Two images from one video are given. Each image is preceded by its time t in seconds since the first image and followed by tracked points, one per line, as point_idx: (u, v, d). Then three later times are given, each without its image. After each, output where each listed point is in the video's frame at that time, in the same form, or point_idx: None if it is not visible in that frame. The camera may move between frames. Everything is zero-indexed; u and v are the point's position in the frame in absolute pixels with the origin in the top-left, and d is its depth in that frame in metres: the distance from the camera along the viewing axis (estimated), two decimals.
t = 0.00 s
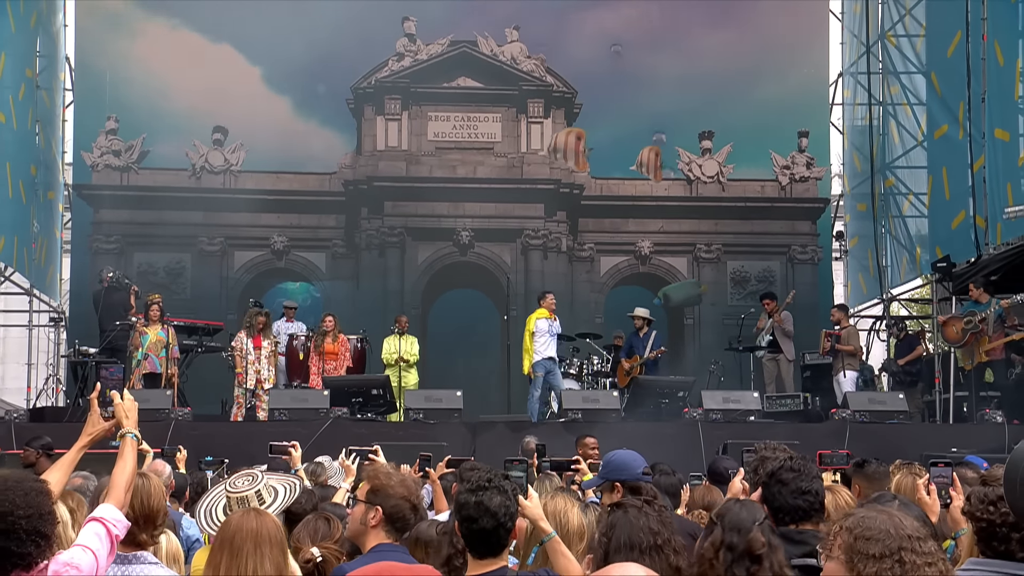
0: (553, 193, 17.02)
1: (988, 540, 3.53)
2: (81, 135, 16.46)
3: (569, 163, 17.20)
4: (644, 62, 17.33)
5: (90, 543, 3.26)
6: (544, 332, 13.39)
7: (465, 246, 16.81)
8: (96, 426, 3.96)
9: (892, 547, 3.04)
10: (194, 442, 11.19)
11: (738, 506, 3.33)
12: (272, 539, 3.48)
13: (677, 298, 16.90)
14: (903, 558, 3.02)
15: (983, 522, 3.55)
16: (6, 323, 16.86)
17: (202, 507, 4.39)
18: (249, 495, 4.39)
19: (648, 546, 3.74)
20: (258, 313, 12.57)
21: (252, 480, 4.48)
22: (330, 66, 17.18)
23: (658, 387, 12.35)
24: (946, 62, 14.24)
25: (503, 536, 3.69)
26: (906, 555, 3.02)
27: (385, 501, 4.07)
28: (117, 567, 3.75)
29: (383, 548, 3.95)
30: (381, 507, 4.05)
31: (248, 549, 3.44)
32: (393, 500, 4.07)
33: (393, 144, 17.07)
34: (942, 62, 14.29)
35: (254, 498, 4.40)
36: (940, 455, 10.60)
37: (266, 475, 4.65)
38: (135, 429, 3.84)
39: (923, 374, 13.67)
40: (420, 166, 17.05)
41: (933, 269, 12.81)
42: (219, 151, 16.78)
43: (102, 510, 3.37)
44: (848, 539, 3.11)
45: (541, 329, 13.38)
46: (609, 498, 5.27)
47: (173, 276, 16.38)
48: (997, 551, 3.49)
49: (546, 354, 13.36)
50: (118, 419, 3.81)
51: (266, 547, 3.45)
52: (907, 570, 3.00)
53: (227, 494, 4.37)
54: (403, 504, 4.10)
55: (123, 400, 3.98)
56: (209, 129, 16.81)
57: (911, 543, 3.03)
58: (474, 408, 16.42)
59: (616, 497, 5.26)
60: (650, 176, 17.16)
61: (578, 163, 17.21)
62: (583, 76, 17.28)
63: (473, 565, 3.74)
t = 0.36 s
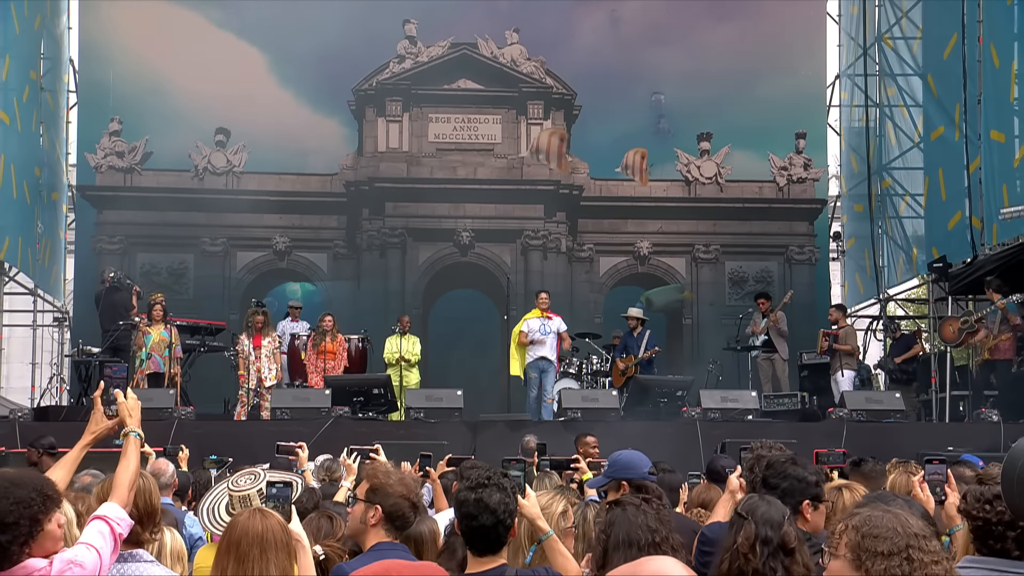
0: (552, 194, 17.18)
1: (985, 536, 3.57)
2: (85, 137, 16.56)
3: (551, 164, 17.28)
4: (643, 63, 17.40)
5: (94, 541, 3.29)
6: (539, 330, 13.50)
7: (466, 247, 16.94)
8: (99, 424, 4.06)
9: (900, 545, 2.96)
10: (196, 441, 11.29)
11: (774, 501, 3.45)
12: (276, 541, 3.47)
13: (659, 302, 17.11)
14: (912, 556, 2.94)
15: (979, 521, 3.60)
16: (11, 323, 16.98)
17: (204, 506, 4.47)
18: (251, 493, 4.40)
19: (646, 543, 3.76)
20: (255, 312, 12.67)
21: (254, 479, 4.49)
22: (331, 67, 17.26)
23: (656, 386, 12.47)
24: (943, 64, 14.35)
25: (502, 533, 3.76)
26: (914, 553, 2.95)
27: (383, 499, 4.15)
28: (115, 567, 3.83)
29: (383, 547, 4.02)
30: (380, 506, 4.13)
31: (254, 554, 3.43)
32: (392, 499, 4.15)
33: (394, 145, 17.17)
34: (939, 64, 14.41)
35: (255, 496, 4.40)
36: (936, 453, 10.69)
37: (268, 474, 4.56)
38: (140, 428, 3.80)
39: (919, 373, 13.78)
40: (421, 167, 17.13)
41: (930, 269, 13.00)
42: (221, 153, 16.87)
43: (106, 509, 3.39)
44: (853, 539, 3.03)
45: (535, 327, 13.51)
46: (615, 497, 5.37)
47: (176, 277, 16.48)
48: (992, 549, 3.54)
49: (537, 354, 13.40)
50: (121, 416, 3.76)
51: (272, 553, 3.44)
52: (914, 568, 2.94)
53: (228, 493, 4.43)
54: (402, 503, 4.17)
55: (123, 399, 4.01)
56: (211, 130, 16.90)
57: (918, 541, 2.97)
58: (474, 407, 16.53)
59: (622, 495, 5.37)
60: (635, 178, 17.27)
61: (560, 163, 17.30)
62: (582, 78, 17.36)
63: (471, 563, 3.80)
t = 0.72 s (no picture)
0: (552, 195, 17.32)
1: (979, 533, 3.64)
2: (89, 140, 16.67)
3: (547, 166, 17.40)
4: (643, 64, 17.52)
5: (95, 540, 3.47)
6: (534, 324, 13.70)
7: (466, 248, 17.06)
8: (104, 423, 4.16)
9: (897, 542, 3.00)
10: (199, 441, 11.39)
11: (772, 498, 3.60)
12: (279, 545, 3.52)
13: (658, 302, 17.25)
14: (910, 551, 2.98)
15: (974, 518, 3.66)
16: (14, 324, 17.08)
17: (207, 503, 4.39)
18: (255, 492, 4.32)
19: (644, 541, 3.78)
20: (257, 311, 12.77)
21: (257, 477, 4.41)
22: (332, 69, 17.36)
23: (655, 385, 12.59)
24: (939, 66, 14.49)
25: (502, 528, 3.87)
26: (911, 549, 2.98)
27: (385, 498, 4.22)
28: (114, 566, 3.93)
29: (386, 544, 4.13)
30: (381, 503, 4.21)
31: (257, 559, 3.48)
32: (394, 497, 4.23)
33: (395, 147, 17.28)
34: (935, 67, 14.55)
35: (258, 496, 4.32)
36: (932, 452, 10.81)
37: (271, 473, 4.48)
38: (143, 427, 3.95)
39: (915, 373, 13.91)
40: (422, 168, 17.26)
41: (926, 269, 13.10)
42: (224, 154, 17.00)
43: (109, 508, 3.59)
44: (852, 537, 3.07)
45: (531, 321, 13.72)
46: (633, 491, 5.47)
47: (179, 277, 16.61)
48: (988, 546, 3.60)
49: (534, 349, 13.59)
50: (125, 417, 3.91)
51: (275, 560, 3.49)
52: (913, 564, 2.96)
53: (231, 492, 4.35)
54: (403, 499, 4.25)
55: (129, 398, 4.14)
56: (214, 132, 17.02)
57: (914, 538, 3.01)
58: (474, 407, 16.66)
59: (639, 490, 5.47)
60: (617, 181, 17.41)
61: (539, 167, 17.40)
62: (582, 80, 17.48)
63: (470, 560, 3.89)
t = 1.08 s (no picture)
0: (552, 196, 17.46)
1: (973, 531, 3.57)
2: (93, 141, 16.80)
3: (546, 167, 17.52)
4: (642, 66, 17.63)
5: (95, 537, 3.50)
6: (526, 322, 13.70)
7: (467, 248, 17.18)
8: (107, 424, 4.22)
9: (890, 538, 2.93)
10: (201, 439, 11.48)
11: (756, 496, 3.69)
12: (279, 547, 3.58)
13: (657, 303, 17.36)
14: (904, 548, 2.90)
15: (970, 516, 3.59)
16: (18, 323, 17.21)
17: (210, 502, 4.47)
18: (256, 491, 4.44)
19: (643, 542, 3.86)
20: (260, 311, 12.83)
21: (259, 476, 4.53)
22: (334, 70, 17.47)
23: (654, 384, 12.70)
24: (935, 68, 14.63)
25: (491, 526, 3.82)
26: (905, 545, 2.91)
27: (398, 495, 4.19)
28: (116, 565, 3.93)
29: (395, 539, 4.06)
30: (393, 502, 4.20)
31: (258, 561, 3.54)
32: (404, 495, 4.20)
33: (396, 148, 17.39)
34: (931, 69, 14.69)
35: (260, 494, 4.43)
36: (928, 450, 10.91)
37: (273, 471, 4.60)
38: (145, 428, 3.96)
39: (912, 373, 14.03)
40: (423, 169, 17.39)
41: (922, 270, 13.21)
42: (227, 156, 17.10)
43: (109, 507, 3.63)
44: (846, 534, 2.99)
45: (523, 319, 13.72)
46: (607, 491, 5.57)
47: (182, 277, 16.73)
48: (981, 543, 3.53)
49: (528, 348, 13.60)
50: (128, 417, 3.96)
51: (275, 563, 3.55)
52: (907, 561, 2.88)
53: (233, 490, 4.45)
54: (414, 497, 4.24)
55: (131, 399, 4.18)
56: (216, 134, 17.11)
57: (908, 534, 2.93)
58: (475, 406, 16.78)
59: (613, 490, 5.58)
60: (602, 182, 17.54)
61: (525, 167, 17.53)
62: (582, 82, 17.59)
63: (460, 559, 3.83)
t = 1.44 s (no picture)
0: (551, 197, 17.57)
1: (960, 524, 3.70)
2: (96, 143, 16.89)
3: (546, 168, 17.63)
4: (642, 68, 17.72)
5: (89, 536, 3.50)
6: (519, 314, 13.84)
7: (467, 248, 17.28)
8: (107, 423, 4.26)
9: (882, 537, 2.92)
10: (204, 438, 11.58)
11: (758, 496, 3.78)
12: (278, 543, 3.62)
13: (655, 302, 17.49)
14: (896, 546, 2.89)
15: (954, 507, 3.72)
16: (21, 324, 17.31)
17: (212, 500, 4.63)
18: (258, 490, 4.53)
19: (642, 544, 3.73)
20: (266, 315, 12.99)
21: (261, 476, 4.66)
22: (334, 71, 17.55)
23: (653, 384, 12.82)
24: (932, 71, 14.76)
25: (479, 525, 3.74)
26: (897, 543, 2.89)
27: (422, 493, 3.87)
28: (117, 561, 3.94)
29: (411, 540, 3.84)
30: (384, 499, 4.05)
31: (258, 558, 3.58)
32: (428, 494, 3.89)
33: (397, 149, 17.50)
34: (928, 71, 14.81)
35: (262, 492, 4.52)
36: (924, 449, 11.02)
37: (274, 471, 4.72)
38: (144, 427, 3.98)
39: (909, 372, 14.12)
40: (424, 171, 17.52)
41: (919, 270, 13.33)
42: (229, 157, 17.17)
43: (105, 505, 3.61)
44: (839, 533, 2.99)
45: (516, 313, 13.90)
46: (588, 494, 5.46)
47: (185, 278, 16.84)
48: (967, 536, 3.65)
49: (520, 339, 13.73)
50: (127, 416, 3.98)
51: (276, 558, 3.59)
52: (898, 559, 2.87)
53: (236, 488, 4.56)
54: (406, 496, 3.85)
55: (131, 399, 4.23)
56: (219, 135, 17.19)
57: (901, 533, 2.91)
58: (475, 406, 16.92)
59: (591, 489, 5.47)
60: (593, 185, 17.62)
61: (514, 167, 17.67)
62: (581, 84, 17.69)
63: (448, 558, 3.76)
